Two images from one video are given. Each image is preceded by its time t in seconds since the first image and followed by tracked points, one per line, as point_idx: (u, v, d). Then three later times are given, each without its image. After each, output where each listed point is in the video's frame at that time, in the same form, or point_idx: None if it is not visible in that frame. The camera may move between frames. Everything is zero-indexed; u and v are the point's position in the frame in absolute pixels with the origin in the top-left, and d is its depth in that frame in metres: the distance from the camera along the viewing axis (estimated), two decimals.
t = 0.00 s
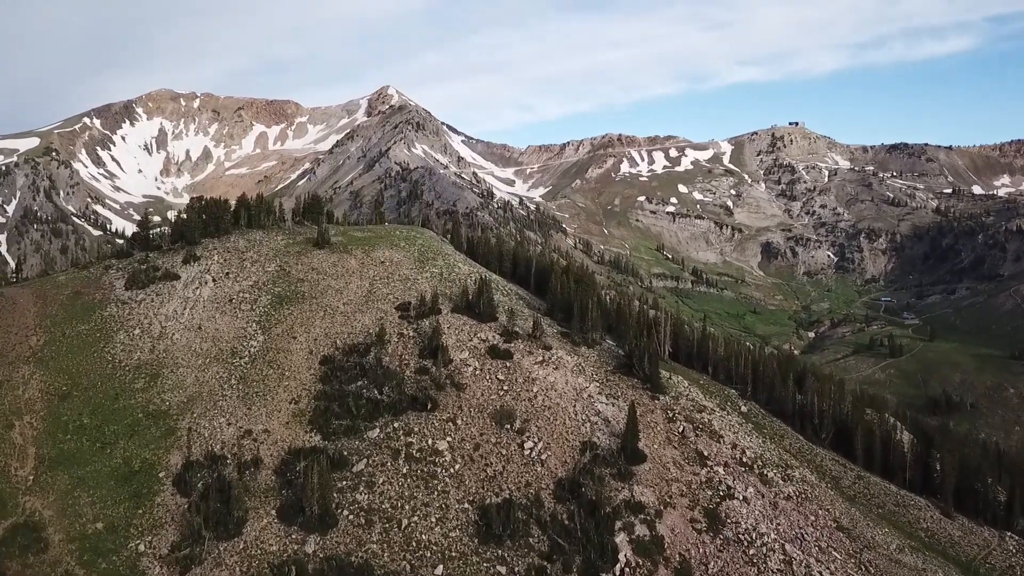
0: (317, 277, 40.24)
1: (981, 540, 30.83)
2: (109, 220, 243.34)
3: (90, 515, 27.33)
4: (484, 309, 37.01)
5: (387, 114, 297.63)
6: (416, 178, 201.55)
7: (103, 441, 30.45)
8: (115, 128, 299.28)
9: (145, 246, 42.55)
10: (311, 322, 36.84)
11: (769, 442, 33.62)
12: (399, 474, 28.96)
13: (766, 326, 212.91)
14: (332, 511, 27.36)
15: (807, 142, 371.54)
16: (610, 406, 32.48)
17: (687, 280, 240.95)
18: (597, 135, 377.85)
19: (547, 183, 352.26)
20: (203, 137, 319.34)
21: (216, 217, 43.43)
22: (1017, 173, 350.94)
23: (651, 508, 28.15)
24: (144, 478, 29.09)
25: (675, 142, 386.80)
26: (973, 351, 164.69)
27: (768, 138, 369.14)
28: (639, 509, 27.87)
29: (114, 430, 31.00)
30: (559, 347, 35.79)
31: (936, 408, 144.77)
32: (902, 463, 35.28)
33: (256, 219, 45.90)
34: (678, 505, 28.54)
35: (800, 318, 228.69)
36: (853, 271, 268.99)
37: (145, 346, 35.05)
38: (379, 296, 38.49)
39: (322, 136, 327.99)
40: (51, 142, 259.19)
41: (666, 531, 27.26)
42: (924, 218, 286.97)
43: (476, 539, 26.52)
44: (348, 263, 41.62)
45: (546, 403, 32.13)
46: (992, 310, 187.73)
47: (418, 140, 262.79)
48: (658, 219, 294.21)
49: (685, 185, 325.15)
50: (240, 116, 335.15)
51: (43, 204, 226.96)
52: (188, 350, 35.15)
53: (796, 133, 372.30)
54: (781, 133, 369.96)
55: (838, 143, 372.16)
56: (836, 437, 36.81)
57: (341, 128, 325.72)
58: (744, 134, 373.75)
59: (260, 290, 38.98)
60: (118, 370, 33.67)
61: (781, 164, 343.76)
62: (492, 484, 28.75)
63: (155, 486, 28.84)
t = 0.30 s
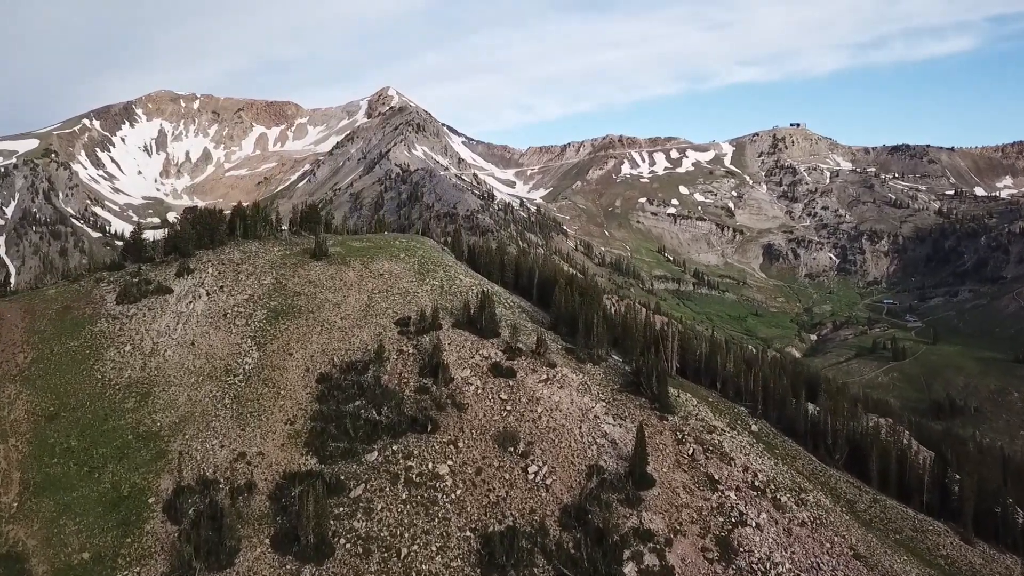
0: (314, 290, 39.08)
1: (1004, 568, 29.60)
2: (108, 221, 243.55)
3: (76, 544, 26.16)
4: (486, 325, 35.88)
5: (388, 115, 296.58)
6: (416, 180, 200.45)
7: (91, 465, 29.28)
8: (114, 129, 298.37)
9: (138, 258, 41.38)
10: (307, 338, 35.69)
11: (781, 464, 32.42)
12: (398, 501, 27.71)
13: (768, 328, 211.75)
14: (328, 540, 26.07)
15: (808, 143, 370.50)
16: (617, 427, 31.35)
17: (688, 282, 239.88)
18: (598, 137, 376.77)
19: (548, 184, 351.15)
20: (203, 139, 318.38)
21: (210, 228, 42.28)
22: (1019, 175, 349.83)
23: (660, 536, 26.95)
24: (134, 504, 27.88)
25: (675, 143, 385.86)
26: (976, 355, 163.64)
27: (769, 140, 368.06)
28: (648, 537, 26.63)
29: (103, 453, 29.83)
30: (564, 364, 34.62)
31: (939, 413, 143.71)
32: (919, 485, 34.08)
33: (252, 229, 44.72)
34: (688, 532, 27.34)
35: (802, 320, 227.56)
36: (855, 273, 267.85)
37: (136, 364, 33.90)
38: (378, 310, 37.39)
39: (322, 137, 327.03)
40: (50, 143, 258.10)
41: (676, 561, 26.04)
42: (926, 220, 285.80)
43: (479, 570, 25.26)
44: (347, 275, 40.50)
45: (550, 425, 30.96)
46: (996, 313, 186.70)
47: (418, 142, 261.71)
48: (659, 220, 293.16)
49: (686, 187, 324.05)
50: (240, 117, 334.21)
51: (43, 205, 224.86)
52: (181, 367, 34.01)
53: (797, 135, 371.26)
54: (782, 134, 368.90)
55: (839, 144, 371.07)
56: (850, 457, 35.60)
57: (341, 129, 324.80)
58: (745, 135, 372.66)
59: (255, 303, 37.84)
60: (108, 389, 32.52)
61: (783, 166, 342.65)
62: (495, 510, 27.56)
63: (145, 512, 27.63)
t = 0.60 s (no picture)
0: (312, 304, 37.95)
1: None
2: (107, 223, 242.82)
3: None
4: (489, 342, 34.77)
5: (388, 117, 295.50)
6: (416, 182, 199.28)
7: (78, 491, 28.06)
8: (114, 130, 297.53)
9: (129, 270, 40.17)
10: (304, 355, 34.57)
11: (795, 487, 31.19)
12: (397, 528, 26.45)
13: (770, 331, 210.65)
14: (324, 571, 24.70)
15: (809, 145, 369.31)
16: (625, 450, 30.20)
17: (690, 285, 238.77)
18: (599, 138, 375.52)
19: (549, 186, 349.91)
20: (202, 140, 317.41)
21: (204, 240, 41.12)
22: (1022, 176, 348.29)
23: (671, 566, 25.71)
24: (122, 532, 26.62)
25: (676, 145, 384.79)
26: (980, 358, 162.41)
27: (770, 141, 366.92)
28: (658, 567, 25.38)
29: (91, 477, 28.67)
30: (569, 383, 33.43)
31: (943, 417, 142.56)
32: (938, 509, 32.80)
33: (248, 240, 43.55)
34: (699, 562, 26.11)
35: (804, 323, 226.35)
36: (857, 275, 266.57)
37: (127, 382, 32.78)
38: (377, 325, 36.28)
39: (322, 139, 325.96)
40: (49, 145, 257.08)
41: None
42: (929, 222, 284.49)
43: None
44: (345, 288, 39.37)
45: (555, 447, 29.80)
46: (999, 316, 185.48)
47: (419, 143, 260.66)
48: (660, 222, 292.07)
49: (688, 188, 322.89)
50: (240, 118, 333.24)
51: (42, 207, 223.45)
52: (172, 386, 32.88)
53: (798, 136, 370.07)
54: (784, 135, 367.71)
55: (841, 145, 369.74)
56: (865, 479, 34.37)
57: (341, 130, 323.75)
58: (747, 137, 371.50)
59: (251, 318, 36.73)
60: (97, 410, 31.37)
61: (784, 167, 341.39)
62: (498, 539, 26.27)
63: (134, 540, 26.37)
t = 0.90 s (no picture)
0: (308, 318, 36.84)
1: None
2: (106, 225, 241.99)
3: None
4: (491, 360, 33.64)
5: (388, 118, 294.61)
6: (417, 184, 198.18)
7: (62, 518, 26.70)
8: (113, 131, 296.63)
9: (121, 284, 39.03)
10: (300, 372, 33.44)
11: (810, 512, 29.91)
12: (396, 559, 25.01)
13: (772, 334, 209.44)
14: None
15: (811, 146, 368.21)
16: (633, 474, 29.01)
17: (691, 287, 237.75)
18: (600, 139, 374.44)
19: (549, 187, 348.84)
20: (202, 141, 316.48)
21: (199, 251, 39.97)
22: None
23: None
24: (108, 563, 25.18)
25: (678, 146, 383.68)
26: (984, 362, 161.25)
27: (772, 142, 365.78)
28: None
29: (76, 503, 27.31)
30: (575, 403, 32.24)
31: (947, 422, 141.34)
32: (958, 534, 31.51)
33: (243, 250, 42.30)
34: None
35: (806, 325, 225.12)
36: (859, 277, 265.22)
37: (117, 402, 31.62)
38: (376, 342, 35.12)
39: (322, 140, 324.94)
40: (49, 145, 256.10)
41: None
42: (931, 223, 283.19)
43: None
44: (343, 302, 38.26)
45: (561, 472, 28.56)
46: (1003, 319, 184.25)
47: (419, 145, 259.61)
48: (662, 224, 291.06)
49: (689, 189, 321.76)
50: (240, 119, 331.94)
51: (40, 208, 222.55)
52: (163, 406, 31.73)
53: (800, 137, 368.73)
54: (785, 137, 366.63)
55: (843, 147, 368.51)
56: (882, 503, 33.12)
57: (342, 131, 322.75)
58: (748, 138, 370.36)
59: (245, 334, 35.60)
60: (85, 432, 30.17)
61: (785, 168, 340.10)
62: (501, 570, 24.89)
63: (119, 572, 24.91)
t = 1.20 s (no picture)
0: (305, 333, 35.69)
1: None
2: (105, 226, 241.38)
3: None
4: (494, 379, 32.44)
5: (388, 119, 293.61)
6: (417, 186, 197.02)
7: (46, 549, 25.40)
8: (112, 132, 295.79)
9: (112, 297, 37.85)
10: (296, 391, 32.28)
11: (826, 539, 28.66)
12: None
13: (774, 336, 208.23)
14: None
15: (812, 147, 367.05)
16: (642, 500, 27.78)
17: (692, 289, 236.71)
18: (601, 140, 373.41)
19: (550, 188, 347.68)
20: (202, 142, 315.62)
21: (192, 263, 38.79)
22: None
23: None
24: None
25: (678, 147, 382.57)
26: (988, 365, 160.17)
27: (773, 143, 364.71)
28: None
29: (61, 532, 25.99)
30: (580, 424, 31.07)
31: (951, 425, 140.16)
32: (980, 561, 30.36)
33: (238, 262, 41.16)
34: None
35: (808, 328, 223.88)
36: (861, 279, 263.97)
37: (106, 423, 30.44)
38: (376, 358, 33.97)
39: (322, 141, 323.85)
40: (47, 147, 255.22)
41: None
42: (933, 224, 282.01)
43: None
44: (340, 316, 37.11)
45: (567, 498, 27.31)
46: (1006, 321, 183.05)
47: (419, 146, 258.52)
48: (663, 225, 290.03)
49: (690, 191, 320.68)
50: (240, 120, 331.00)
51: (39, 210, 221.65)
52: (154, 427, 30.55)
53: (801, 138, 367.54)
54: (787, 138, 365.57)
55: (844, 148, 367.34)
56: (899, 528, 31.96)
57: (342, 132, 321.65)
58: (749, 139, 369.33)
59: (240, 350, 34.43)
60: (72, 455, 28.94)
61: (787, 169, 338.88)
62: None
63: None
